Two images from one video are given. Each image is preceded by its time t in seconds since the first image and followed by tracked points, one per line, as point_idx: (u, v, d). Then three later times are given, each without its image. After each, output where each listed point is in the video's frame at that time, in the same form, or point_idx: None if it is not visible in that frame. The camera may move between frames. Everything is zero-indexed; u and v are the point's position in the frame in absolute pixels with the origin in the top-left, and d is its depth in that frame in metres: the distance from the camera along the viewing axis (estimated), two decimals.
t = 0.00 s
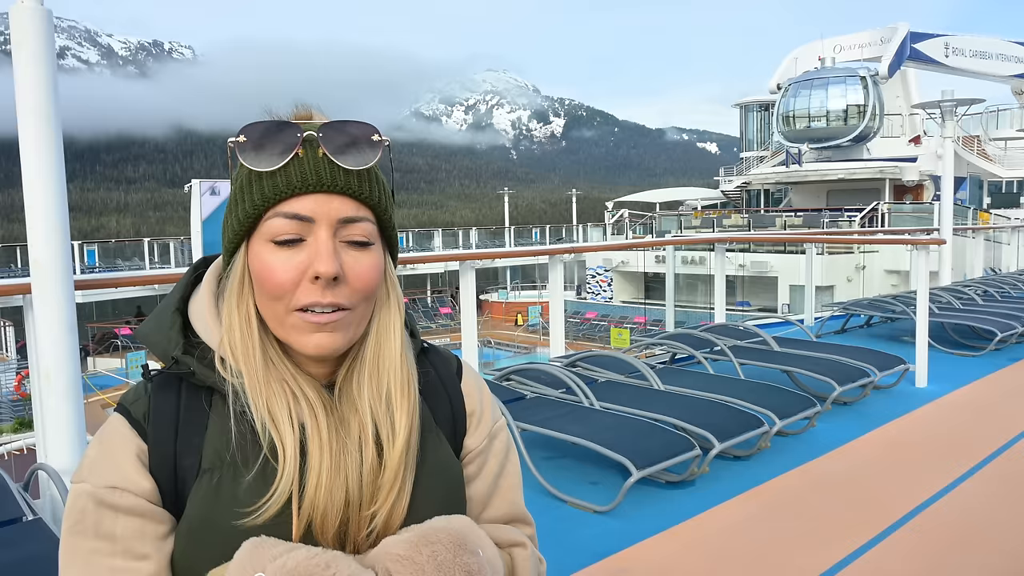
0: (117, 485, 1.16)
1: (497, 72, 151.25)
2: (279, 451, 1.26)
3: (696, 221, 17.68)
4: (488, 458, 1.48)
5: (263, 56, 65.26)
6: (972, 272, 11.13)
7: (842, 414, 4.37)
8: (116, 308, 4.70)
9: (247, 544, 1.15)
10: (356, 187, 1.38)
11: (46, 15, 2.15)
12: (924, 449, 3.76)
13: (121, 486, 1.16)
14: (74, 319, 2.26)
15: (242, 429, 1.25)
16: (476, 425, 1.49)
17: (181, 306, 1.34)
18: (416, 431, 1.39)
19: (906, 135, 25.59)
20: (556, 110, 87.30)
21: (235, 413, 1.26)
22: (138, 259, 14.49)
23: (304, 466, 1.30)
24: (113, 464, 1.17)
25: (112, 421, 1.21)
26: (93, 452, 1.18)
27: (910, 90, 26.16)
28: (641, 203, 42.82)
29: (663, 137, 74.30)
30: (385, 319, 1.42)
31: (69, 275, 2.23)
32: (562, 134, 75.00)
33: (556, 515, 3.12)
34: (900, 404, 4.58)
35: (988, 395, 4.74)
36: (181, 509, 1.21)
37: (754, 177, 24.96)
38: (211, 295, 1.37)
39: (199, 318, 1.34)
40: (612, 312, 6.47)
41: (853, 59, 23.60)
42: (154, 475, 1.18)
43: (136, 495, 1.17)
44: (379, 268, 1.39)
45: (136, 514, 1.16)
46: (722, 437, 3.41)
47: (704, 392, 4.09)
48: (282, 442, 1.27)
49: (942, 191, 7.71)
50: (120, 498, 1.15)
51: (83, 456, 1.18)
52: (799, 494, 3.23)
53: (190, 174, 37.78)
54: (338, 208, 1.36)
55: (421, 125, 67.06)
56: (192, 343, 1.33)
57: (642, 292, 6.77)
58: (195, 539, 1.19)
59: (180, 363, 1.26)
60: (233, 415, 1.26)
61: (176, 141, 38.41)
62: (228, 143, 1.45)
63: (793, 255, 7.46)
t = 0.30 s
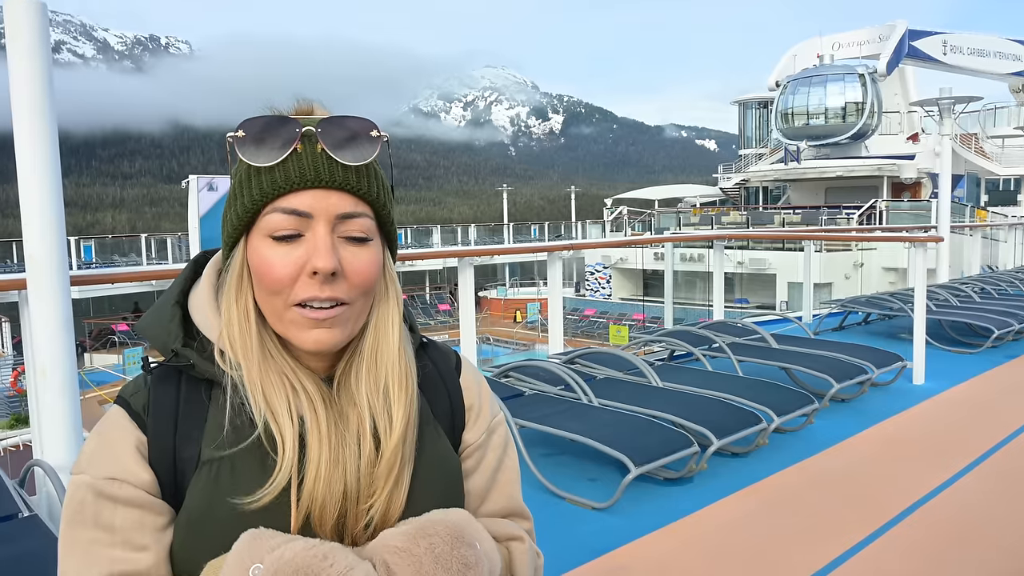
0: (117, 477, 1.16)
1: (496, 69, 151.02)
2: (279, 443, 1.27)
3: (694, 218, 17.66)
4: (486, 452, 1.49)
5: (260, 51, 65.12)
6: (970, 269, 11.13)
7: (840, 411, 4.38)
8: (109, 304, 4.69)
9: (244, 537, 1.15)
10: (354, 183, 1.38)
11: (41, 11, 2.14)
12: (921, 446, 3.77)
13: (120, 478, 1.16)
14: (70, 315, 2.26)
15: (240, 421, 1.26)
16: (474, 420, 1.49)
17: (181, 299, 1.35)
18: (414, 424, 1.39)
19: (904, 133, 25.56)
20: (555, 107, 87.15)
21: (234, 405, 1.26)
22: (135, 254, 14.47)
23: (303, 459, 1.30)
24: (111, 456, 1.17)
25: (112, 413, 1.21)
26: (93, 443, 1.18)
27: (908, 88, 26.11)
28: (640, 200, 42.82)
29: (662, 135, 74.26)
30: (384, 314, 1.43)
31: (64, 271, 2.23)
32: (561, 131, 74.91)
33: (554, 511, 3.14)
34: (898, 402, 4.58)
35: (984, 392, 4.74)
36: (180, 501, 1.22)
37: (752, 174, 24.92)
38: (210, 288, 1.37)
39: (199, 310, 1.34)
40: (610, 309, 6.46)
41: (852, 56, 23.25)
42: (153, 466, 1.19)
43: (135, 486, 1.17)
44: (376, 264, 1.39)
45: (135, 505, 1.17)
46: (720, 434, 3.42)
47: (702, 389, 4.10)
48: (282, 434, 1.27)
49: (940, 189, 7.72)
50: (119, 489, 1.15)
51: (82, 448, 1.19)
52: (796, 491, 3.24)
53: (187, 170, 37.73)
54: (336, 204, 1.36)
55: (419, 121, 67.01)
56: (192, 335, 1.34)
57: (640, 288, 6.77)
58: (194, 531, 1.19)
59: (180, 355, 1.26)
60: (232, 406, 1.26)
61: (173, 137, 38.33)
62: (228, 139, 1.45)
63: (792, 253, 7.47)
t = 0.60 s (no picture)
0: (114, 472, 1.15)
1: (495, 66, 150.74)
2: (277, 438, 1.26)
3: (692, 215, 17.63)
4: (483, 449, 1.49)
5: (258, 46, 64.89)
6: (967, 268, 11.15)
7: (836, 409, 4.39)
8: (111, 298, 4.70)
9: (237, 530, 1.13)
10: (351, 181, 1.37)
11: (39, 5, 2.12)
12: (918, 445, 3.77)
13: (119, 474, 1.16)
14: (67, 310, 2.25)
15: (238, 416, 1.25)
16: (471, 417, 1.49)
17: (179, 294, 1.34)
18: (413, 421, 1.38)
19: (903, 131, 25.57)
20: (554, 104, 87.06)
21: (232, 400, 1.26)
22: (132, 249, 14.42)
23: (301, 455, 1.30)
24: (112, 450, 1.17)
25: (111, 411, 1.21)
26: (91, 438, 1.17)
27: (907, 86, 26.12)
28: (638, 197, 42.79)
29: (660, 132, 74.21)
30: (382, 311, 1.43)
31: (61, 266, 2.22)
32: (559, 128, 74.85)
33: (551, 507, 3.14)
34: (895, 401, 4.59)
35: (982, 391, 4.75)
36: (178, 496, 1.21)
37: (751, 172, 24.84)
38: (208, 284, 1.36)
39: (198, 306, 1.33)
40: (608, 307, 6.45)
41: (851, 54, 23.21)
42: (151, 462, 1.18)
43: (132, 482, 1.16)
44: (374, 262, 1.38)
45: (132, 500, 1.16)
46: (717, 433, 3.42)
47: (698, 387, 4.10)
48: (280, 430, 1.26)
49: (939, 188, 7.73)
50: (117, 486, 1.15)
51: (80, 442, 1.18)
52: (792, 490, 3.24)
53: (184, 165, 37.59)
54: (333, 202, 1.35)
55: (418, 117, 66.87)
56: (190, 332, 1.33)
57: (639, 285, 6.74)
58: (192, 524, 1.18)
59: (177, 351, 1.27)
60: (230, 403, 1.26)
61: (170, 131, 38.19)
62: (223, 137, 1.44)
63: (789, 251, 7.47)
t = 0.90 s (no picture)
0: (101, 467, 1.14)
1: (493, 63, 150.44)
2: (272, 438, 1.24)
3: (690, 214, 17.62)
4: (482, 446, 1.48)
5: (255, 42, 64.88)
6: (964, 267, 11.17)
7: (832, 408, 4.39)
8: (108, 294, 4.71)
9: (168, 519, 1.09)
10: (351, 180, 1.35)
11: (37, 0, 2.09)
12: (914, 445, 3.77)
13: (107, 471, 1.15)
14: (65, 306, 2.22)
15: (234, 413, 1.23)
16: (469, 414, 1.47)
17: (176, 291, 1.33)
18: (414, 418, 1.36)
19: (901, 130, 25.58)
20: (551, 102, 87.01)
21: (228, 397, 1.24)
22: (129, 246, 14.37)
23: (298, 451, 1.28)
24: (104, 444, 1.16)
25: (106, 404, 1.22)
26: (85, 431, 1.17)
27: (906, 85, 26.10)
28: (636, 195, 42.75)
29: (658, 130, 74.13)
30: (385, 310, 1.41)
31: (58, 263, 2.19)
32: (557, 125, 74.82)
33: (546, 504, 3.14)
34: (891, 400, 4.59)
35: (977, 391, 4.75)
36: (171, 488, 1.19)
37: (748, 171, 24.85)
38: (206, 279, 1.34)
39: (194, 303, 1.32)
40: (605, 305, 6.45)
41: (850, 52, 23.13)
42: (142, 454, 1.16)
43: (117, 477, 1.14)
44: (371, 261, 1.35)
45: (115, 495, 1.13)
46: (713, 431, 3.42)
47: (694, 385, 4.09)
48: (276, 428, 1.24)
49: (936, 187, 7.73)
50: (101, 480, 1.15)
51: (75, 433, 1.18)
52: (788, 488, 3.25)
53: (181, 161, 37.42)
54: (332, 201, 1.33)
55: (415, 114, 66.70)
56: (187, 328, 1.32)
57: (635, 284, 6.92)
58: (185, 519, 1.18)
59: (173, 347, 1.26)
60: (227, 398, 1.24)
61: (167, 127, 38.00)
62: (222, 134, 1.43)
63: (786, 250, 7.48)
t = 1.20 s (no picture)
0: (96, 463, 1.17)
1: (491, 62, 150.11)
2: (267, 430, 1.24)
3: (687, 214, 17.64)
4: (480, 446, 1.47)
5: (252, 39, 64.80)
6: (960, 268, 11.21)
7: (827, 408, 4.40)
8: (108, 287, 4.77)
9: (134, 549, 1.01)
10: (319, 176, 1.30)
11: None
12: (909, 445, 3.78)
13: (102, 466, 1.17)
14: (60, 303, 2.22)
15: (227, 408, 1.24)
16: (467, 414, 1.48)
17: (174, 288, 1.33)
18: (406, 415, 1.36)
19: (898, 131, 25.66)
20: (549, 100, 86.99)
21: (221, 392, 1.24)
22: (126, 242, 14.34)
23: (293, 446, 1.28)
24: (102, 438, 1.18)
25: (104, 399, 1.21)
26: (83, 426, 1.19)
27: (903, 86, 26.17)
28: (633, 194, 42.82)
29: (656, 129, 74.18)
30: (376, 307, 1.38)
31: (54, 259, 2.19)
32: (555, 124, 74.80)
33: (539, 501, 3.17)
34: (885, 400, 4.61)
35: (973, 392, 4.77)
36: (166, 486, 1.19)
37: (746, 171, 24.89)
38: (202, 276, 1.34)
39: (191, 299, 1.32)
40: (602, 304, 6.44)
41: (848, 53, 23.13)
42: (139, 451, 1.17)
43: (111, 472, 1.17)
44: (350, 256, 1.33)
45: (110, 487, 1.16)
46: (708, 430, 3.43)
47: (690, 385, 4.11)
48: (270, 423, 1.25)
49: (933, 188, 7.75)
50: (97, 475, 1.16)
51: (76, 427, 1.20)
52: (782, 487, 3.26)
53: (177, 157, 37.37)
54: (301, 198, 1.30)
55: (412, 113, 66.68)
56: (183, 323, 1.32)
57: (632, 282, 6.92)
58: (180, 512, 1.16)
59: (170, 342, 1.25)
60: (223, 393, 1.25)
61: (163, 123, 37.94)
62: (197, 136, 1.42)
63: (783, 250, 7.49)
